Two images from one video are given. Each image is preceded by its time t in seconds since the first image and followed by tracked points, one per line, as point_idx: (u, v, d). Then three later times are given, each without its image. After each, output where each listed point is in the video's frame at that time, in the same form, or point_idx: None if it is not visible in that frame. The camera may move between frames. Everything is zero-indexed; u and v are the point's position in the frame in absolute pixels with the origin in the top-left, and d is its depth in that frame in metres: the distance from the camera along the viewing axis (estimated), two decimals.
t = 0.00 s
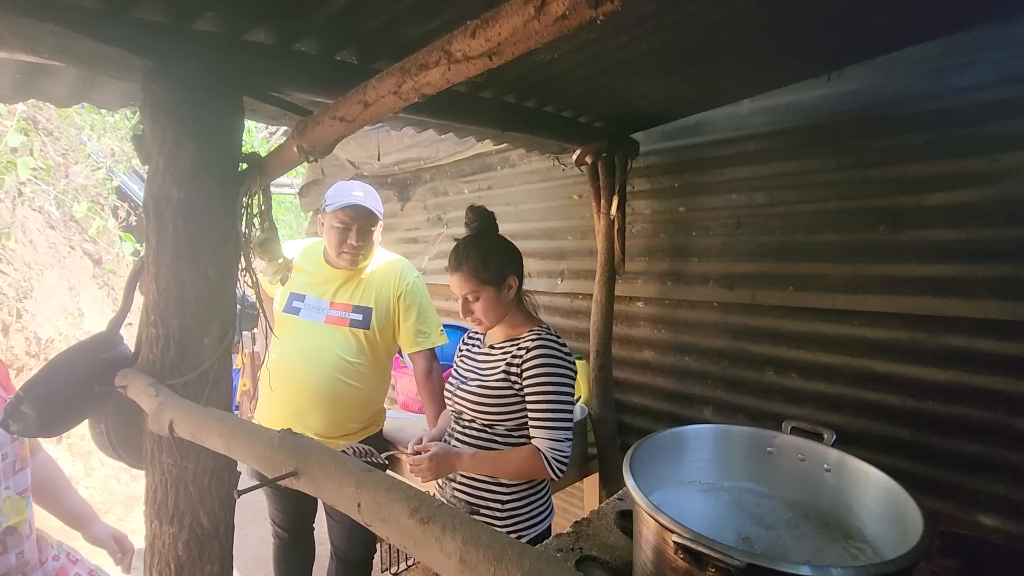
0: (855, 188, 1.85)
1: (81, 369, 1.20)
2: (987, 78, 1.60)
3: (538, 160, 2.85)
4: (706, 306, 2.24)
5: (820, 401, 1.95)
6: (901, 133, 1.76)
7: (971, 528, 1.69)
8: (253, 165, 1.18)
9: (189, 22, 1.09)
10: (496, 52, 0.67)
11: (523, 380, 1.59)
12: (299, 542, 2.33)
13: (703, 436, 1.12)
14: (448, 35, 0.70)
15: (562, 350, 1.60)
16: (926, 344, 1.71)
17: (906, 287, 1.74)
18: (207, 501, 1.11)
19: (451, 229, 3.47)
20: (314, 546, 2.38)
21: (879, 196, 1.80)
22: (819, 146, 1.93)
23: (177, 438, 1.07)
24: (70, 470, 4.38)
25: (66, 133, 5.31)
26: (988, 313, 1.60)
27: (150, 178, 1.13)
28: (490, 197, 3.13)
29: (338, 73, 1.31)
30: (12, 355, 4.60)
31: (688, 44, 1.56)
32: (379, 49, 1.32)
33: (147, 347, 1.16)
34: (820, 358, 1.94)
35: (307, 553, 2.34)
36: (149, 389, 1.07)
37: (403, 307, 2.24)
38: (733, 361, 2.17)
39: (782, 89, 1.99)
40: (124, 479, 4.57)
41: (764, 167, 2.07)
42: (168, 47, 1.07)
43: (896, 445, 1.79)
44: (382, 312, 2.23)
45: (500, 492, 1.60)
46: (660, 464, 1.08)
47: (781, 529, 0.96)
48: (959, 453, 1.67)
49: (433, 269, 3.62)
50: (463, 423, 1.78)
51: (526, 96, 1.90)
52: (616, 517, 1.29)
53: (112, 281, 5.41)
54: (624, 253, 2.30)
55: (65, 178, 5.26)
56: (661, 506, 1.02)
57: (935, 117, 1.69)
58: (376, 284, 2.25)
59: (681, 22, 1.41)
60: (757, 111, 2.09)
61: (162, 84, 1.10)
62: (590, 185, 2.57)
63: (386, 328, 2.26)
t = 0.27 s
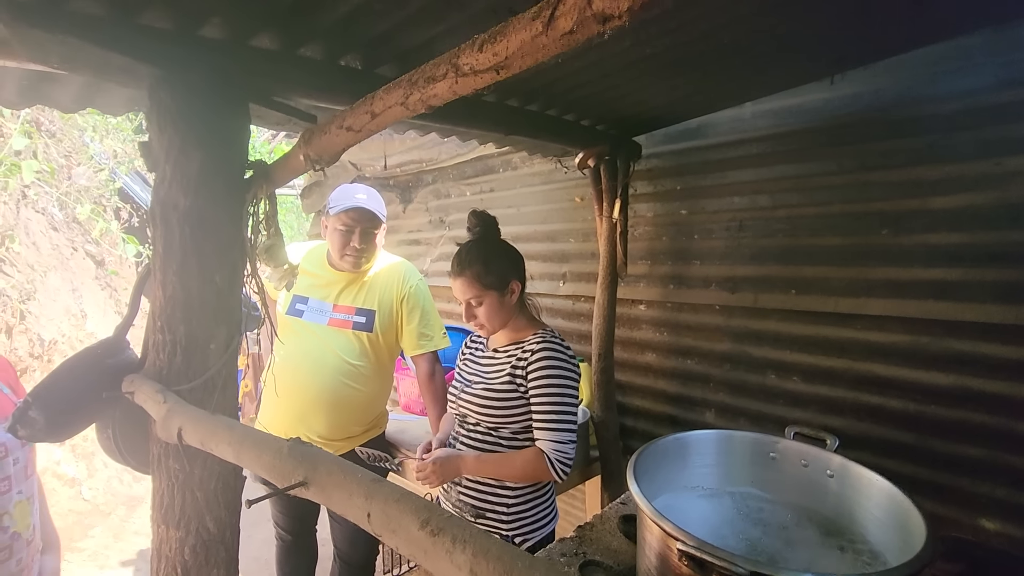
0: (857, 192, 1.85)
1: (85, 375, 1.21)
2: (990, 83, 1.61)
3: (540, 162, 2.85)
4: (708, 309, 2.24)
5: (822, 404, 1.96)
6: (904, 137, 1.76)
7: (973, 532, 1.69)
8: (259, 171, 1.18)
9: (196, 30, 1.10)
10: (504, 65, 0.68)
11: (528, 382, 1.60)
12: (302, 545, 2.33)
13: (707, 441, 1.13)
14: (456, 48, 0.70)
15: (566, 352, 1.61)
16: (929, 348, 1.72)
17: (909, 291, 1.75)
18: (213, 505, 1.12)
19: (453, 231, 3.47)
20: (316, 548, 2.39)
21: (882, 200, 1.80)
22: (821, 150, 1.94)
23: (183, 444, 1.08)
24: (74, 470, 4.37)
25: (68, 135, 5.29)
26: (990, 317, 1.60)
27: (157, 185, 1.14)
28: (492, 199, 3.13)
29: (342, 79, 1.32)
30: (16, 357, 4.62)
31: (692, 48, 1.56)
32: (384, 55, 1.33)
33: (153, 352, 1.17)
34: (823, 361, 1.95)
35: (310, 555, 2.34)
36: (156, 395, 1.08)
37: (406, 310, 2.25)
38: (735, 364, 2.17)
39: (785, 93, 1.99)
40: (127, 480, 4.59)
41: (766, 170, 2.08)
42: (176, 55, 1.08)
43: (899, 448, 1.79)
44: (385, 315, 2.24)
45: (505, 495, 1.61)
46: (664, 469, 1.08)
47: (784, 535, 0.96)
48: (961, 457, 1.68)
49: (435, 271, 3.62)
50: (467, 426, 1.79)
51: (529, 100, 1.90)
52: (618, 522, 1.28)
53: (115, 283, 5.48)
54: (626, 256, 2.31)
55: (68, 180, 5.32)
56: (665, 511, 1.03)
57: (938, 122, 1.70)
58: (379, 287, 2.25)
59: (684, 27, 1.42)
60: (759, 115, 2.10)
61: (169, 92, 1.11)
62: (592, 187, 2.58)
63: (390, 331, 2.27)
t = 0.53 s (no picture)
0: (861, 191, 1.84)
1: (85, 376, 1.21)
2: (994, 83, 1.60)
3: (541, 162, 2.85)
4: (710, 309, 2.24)
5: (824, 404, 1.95)
6: (908, 137, 1.76)
7: (976, 533, 1.69)
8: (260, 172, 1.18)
9: (197, 30, 1.10)
10: (505, 65, 0.67)
11: (529, 381, 1.59)
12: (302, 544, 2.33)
13: (709, 443, 1.13)
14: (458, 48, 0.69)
15: (568, 352, 1.60)
16: (932, 348, 1.71)
17: (912, 291, 1.74)
18: (213, 507, 1.12)
19: (454, 230, 3.47)
20: (317, 548, 2.38)
21: (885, 200, 1.80)
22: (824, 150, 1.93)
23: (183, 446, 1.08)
24: (74, 471, 4.42)
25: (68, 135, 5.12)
26: (994, 318, 1.59)
27: (157, 186, 1.13)
28: (494, 199, 3.13)
29: (344, 79, 1.32)
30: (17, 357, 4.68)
31: (694, 48, 1.56)
32: (387, 55, 1.33)
33: (154, 354, 1.16)
34: (825, 361, 1.94)
35: (310, 554, 2.34)
36: (156, 397, 1.07)
37: (408, 310, 2.25)
38: (737, 364, 2.17)
39: (788, 92, 1.99)
40: (128, 479, 4.60)
41: (769, 170, 2.07)
42: (177, 55, 1.08)
43: (901, 449, 1.79)
44: (386, 315, 2.24)
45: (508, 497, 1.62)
46: (666, 471, 1.08)
47: (787, 539, 0.96)
48: (965, 458, 1.67)
49: (436, 270, 3.61)
50: (469, 427, 1.79)
51: (531, 99, 1.90)
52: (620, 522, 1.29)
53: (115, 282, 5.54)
54: (627, 256, 2.30)
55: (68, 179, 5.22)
56: (666, 513, 1.02)
57: (941, 121, 1.69)
58: (380, 286, 2.25)
59: (688, 27, 1.41)
60: (762, 114, 2.09)
61: (170, 93, 1.10)
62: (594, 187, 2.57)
63: (391, 331, 2.27)
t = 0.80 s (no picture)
0: (866, 192, 1.84)
1: (92, 376, 1.21)
2: (1000, 83, 1.60)
3: (544, 162, 2.84)
4: (714, 310, 2.23)
5: (829, 405, 1.95)
6: (913, 137, 1.75)
7: (982, 535, 1.68)
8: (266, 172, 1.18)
9: (202, 29, 1.10)
10: (516, 63, 0.67)
11: (536, 383, 1.59)
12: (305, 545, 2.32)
13: (717, 444, 1.12)
14: (468, 47, 0.69)
15: (574, 352, 1.60)
16: (938, 349, 1.71)
17: (917, 291, 1.74)
18: (219, 507, 1.11)
19: (457, 231, 3.46)
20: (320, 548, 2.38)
21: (890, 200, 1.79)
22: (829, 150, 1.93)
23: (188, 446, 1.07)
24: (77, 471, 4.41)
25: (72, 135, 5.12)
26: (1000, 319, 1.59)
27: (163, 185, 1.13)
28: (497, 200, 3.12)
29: (349, 78, 1.31)
30: (19, 356, 4.71)
31: (699, 48, 1.55)
32: (392, 54, 1.32)
33: (160, 353, 1.16)
34: (830, 362, 1.94)
35: (313, 554, 2.33)
36: (164, 397, 1.07)
37: (411, 311, 2.25)
38: (741, 365, 2.16)
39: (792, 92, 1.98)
40: (130, 479, 4.60)
41: (773, 170, 2.07)
42: (181, 54, 1.08)
43: (906, 450, 1.78)
44: (389, 315, 2.24)
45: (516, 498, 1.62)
46: (673, 472, 1.08)
47: (796, 541, 0.95)
48: (971, 459, 1.67)
49: (438, 271, 3.61)
50: (475, 428, 1.79)
51: (534, 100, 1.89)
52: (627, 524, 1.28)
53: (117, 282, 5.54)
54: (631, 257, 2.30)
55: (72, 180, 5.26)
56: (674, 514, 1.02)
57: (947, 121, 1.69)
58: (384, 286, 2.25)
59: (693, 27, 1.41)
60: (766, 114, 2.09)
61: (177, 93, 1.10)
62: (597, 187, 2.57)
63: (394, 331, 2.26)
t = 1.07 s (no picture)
0: (876, 195, 1.84)
1: (109, 380, 1.21)
2: (1012, 86, 1.59)
3: (551, 164, 2.84)
4: (722, 312, 2.23)
5: (839, 408, 1.95)
6: (923, 139, 1.75)
7: (994, 538, 1.68)
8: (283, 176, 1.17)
9: (217, 34, 1.10)
10: (545, 72, 0.68)
11: (547, 386, 1.59)
12: (312, 546, 2.31)
13: (734, 448, 1.12)
14: (497, 55, 0.69)
15: (585, 356, 1.60)
16: (948, 352, 1.70)
17: (928, 294, 1.73)
18: (235, 512, 1.12)
19: (462, 232, 3.46)
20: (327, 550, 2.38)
21: (900, 203, 1.79)
22: (838, 153, 1.93)
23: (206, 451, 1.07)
24: (82, 471, 4.41)
25: (77, 136, 5.23)
26: (1011, 322, 1.59)
27: (181, 190, 1.13)
28: (503, 201, 3.12)
29: (362, 82, 1.31)
30: (25, 358, 4.72)
31: (710, 52, 1.55)
32: (405, 58, 1.32)
33: (177, 358, 1.16)
34: (839, 365, 1.94)
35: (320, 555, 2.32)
36: (182, 401, 1.07)
37: (418, 313, 2.25)
38: (750, 368, 2.16)
39: (802, 94, 1.98)
40: (135, 480, 4.61)
41: (782, 172, 2.07)
42: (201, 59, 1.07)
43: (917, 453, 1.78)
44: (397, 318, 2.23)
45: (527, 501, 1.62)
46: (691, 477, 1.08)
47: (817, 546, 0.95)
48: (982, 462, 1.66)
49: (444, 272, 3.61)
50: (485, 431, 1.78)
51: (543, 102, 1.89)
52: (641, 528, 1.27)
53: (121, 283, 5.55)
54: (639, 259, 2.30)
55: (76, 180, 5.24)
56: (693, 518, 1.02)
57: (958, 124, 1.69)
58: (392, 287, 2.25)
59: (704, 31, 1.40)
60: (775, 117, 2.09)
61: (194, 98, 1.09)
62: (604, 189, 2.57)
63: (402, 334, 2.26)
